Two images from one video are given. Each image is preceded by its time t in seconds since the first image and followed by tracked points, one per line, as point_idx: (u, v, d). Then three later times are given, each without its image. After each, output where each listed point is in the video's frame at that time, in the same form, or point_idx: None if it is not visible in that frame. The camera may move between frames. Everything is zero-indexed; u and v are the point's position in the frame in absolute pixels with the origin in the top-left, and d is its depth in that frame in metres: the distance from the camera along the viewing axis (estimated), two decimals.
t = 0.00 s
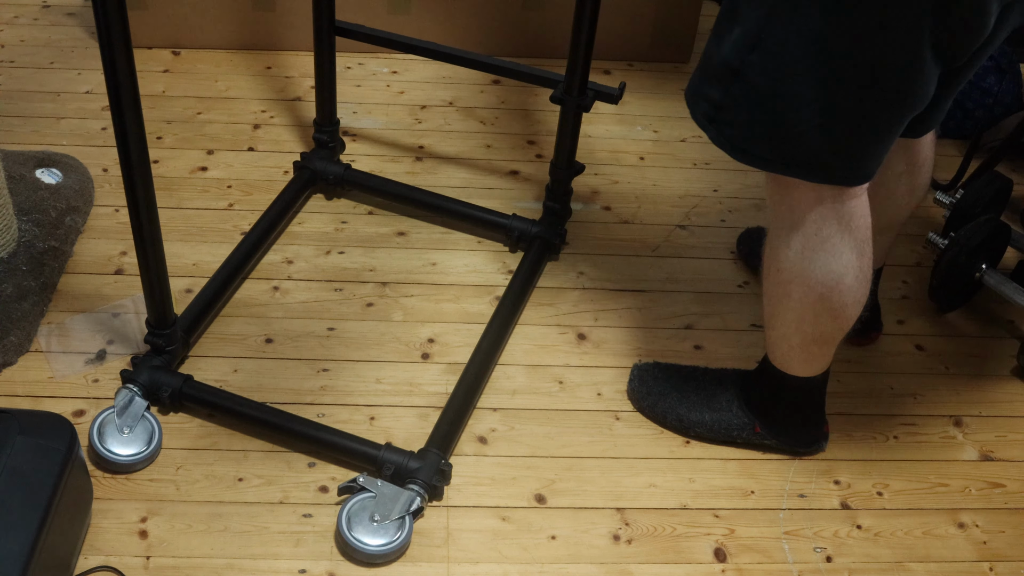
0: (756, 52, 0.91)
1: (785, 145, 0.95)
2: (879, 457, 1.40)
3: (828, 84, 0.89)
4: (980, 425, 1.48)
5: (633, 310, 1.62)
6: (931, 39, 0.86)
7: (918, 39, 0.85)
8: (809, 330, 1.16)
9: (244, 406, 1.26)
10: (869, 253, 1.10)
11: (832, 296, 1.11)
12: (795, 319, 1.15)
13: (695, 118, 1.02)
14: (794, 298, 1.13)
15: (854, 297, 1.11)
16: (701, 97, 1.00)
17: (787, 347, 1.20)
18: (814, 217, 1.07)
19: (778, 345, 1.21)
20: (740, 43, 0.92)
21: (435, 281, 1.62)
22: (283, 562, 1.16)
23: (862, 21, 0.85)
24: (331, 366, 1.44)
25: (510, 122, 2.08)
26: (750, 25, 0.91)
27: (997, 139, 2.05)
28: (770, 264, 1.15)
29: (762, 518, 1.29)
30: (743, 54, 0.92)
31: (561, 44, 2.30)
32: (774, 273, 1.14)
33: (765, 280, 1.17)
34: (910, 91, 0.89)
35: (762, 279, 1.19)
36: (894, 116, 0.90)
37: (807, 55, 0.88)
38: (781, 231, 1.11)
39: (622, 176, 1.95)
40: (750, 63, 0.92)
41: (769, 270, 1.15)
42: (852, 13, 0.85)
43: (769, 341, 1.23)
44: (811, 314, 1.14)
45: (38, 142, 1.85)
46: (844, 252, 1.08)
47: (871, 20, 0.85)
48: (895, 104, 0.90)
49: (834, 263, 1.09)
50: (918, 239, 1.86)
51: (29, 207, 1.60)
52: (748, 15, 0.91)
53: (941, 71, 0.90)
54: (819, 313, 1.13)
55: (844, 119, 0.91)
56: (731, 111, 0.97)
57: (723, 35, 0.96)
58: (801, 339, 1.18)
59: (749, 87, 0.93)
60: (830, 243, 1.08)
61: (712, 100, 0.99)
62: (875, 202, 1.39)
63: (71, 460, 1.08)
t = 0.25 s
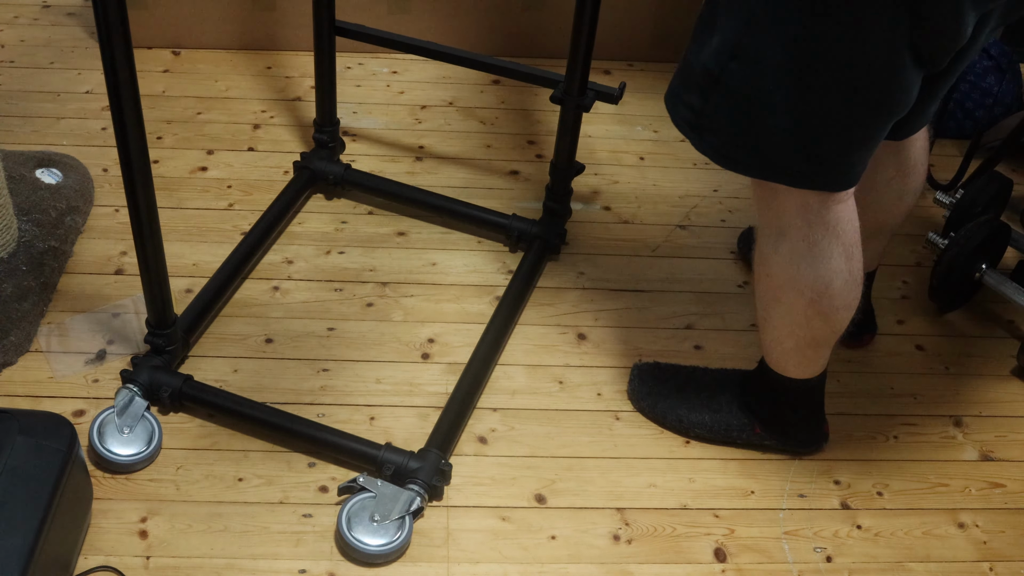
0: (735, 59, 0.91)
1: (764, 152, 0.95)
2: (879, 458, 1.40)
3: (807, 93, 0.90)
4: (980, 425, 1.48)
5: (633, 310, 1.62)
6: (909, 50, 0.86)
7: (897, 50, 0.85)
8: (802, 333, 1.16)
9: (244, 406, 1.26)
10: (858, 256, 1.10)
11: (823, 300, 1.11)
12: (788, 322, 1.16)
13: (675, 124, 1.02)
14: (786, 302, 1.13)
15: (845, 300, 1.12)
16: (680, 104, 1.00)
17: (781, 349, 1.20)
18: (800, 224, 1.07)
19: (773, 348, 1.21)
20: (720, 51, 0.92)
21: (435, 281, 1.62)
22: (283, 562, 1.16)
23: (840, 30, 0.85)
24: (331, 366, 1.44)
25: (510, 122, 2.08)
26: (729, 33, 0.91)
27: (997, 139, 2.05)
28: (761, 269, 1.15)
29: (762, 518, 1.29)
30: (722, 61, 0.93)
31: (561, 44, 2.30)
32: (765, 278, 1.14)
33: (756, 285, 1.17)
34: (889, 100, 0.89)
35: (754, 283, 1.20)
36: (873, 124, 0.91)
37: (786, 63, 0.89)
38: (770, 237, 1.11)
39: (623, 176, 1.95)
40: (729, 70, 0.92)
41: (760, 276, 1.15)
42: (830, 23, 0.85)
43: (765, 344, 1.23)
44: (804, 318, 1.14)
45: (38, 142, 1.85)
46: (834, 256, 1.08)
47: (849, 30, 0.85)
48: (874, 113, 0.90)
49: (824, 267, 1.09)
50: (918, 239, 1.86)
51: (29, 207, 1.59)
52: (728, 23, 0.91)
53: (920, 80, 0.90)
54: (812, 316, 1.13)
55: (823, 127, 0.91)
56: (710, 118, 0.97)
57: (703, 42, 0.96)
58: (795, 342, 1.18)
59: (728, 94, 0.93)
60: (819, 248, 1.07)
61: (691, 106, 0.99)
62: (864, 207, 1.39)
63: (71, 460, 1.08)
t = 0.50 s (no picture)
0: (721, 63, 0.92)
1: (754, 155, 0.96)
2: (879, 457, 1.40)
3: (794, 98, 0.90)
4: (980, 425, 1.48)
5: (633, 310, 1.62)
6: (895, 52, 0.86)
7: (882, 54, 0.85)
8: (798, 335, 1.16)
9: (243, 406, 1.26)
10: (852, 258, 1.10)
11: (818, 302, 1.11)
12: (784, 324, 1.16)
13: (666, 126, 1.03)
14: (781, 304, 1.14)
15: (839, 302, 1.12)
16: (671, 106, 1.01)
17: (778, 350, 1.20)
18: (793, 228, 1.07)
19: (771, 350, 1.22)
20: (707, 55, 0.93)
21: (435, 281, 1.62)
22: (283, 562, 1.16)
23: (825, 36, 0.85)
24: (331, 366, 1.44)
25: (510, 122, 2.08)
26: (715, 39, 0.91)
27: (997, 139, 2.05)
28: (755, 271, 1.15)
29: (762, 518, 1.29)
30: (709, 65, 0.93)
31: (561, 44, 2.30)
32: (760, 280, 1.15)
33: (752, 287, 1.18)
34: (876, 103, 0.89)
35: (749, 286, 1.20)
36: (861, 127, 0.91)
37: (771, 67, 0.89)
38: (763, 240, 1.12)
39: (622, 176, 1.95)
40: (715, 74, 0.93)
41: (754, 277, 1.16)
42: (814, 29, 0.85)
43: (762, 345, 1.23)
44: (798, 320, 1.14)
45: (38, 142, 1.85)
46: (827, 259, 1.08)
47: (833, 35, 0.85)
48: (862, 115, 0.90)
49: (818, 270, 1.09)
50: (918, 239, 1.86)
51: (29, 207, 1.59)
52: (713, 29, 0.91)
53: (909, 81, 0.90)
54: (807, 319, 1.13)
55: (811, 131, 0.91)
56: (699, 121, 0.97)
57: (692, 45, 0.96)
58: (791, 344, 1.18)
59: (716, 99, 0.94)
60: (812, 251, 1.08)
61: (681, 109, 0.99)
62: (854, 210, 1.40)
63: (71, 460, 1.08)
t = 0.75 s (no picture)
0: (718, 63, 0.92)
1: (752, 154, 0.95)
2: (879, 457, 1.40)
3: (790, 97, 0.90)
4: (980, 425, 1.48)
5: (633, 310, 1.62)
6: (891, 51, 0.86)
7: (878, 53, 0.85)
8: (797, 335, 1.16)
9: (243, 406, 1.26)
10: (851, 257, 1.11)
11: (816, 302, 1.11)
12: (782, 324, 1.16)
13: (664, 127, 1.03)
14: (780, 304, 1.14)
15: (838, 301, 1.12)
16: (669, 107, 1.01)
17: (777, 351, 1.20)
18: (792, 227, 1.07)
19: (770, 350, 1.21)
20: (704, 54, 0.93)
21: (435, 281, 1.62)
22: (283, 562, 1.16)
23: (821, 33, 0.85)
24: (331, 366, 1.44)
25: (510, 122, 2.08)
26: (712, 37, 0.91)
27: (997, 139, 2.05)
28: (754, 271, 1.15)
29: (762, 517, 1.29)
30: (705, 65, 0.93)
31: (561, 44, 2.30)
32: (758, 280, 1.15)
33: (750, 287, 1.17)
34: (873, 101, 0.89)
35: (748, 286, 1.20)
36: (859, 126, 0.91)
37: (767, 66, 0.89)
38: (762, 240, 1.12)
39: (622, 176, 1.95)
40: (712, 74, 0.93)
41: (753, 277, 1.16)
42: (810, 27, 0.85)
43: (761, 345, 1.23)
44: (797, 319, 1.14)
45: (38, 142, 1.85)
46: (826, 258, 1.08)
47: (829, 33, 0.85)
48: (858, 114, 0.90)
49: (816, 269, 1.09)
50: (918, 239, 1.86)
51: (29, 207, 1.59)
52: (710, 27, 0.91)
53: (906, 80, 0.90)
54: (806, 318, 1.13)
55: (807, 130, 0.91)
56: (696, 121, 0.97)
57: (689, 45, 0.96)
58: (790, 344, 1.18)
59: (714, 97, 0.94)
60: (811, 251, 1.08)
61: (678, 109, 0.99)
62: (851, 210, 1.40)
63: (71, 461, 1.08)
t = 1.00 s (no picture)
0: (721, 57, 0.92)
1: (754, 150, 0.95)
2: (879, 458, 1.40)
3: (793, 92, 0.90)
4: (980, 425, 1.48)
5: (634, 310, 1.62)
6: (894, 47, 0.86)
7: (881, 48, 0.85)
8: (798, 332, 1.16)
9: (244, 406, 1.26)
10: (852, 254, 1.11)
11: (818, 299, 1.11)
12: (783, 322, 1.16)
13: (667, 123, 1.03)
14: (781, 302, 1.14)
15: (840, 298, 1.12)
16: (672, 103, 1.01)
17: (778, 349, 1.20)
18: (794, 224, 1.07)
19: (771, 348, 1.21)
20: (707, 49, 0.93)
21: (435, 281, 1.62)
22: (283, 562, 1.16)
23: (824, 27, 0.85)
24: (331, 366, 1.44)
25: (510, 122, 2.08)
26: (716, 32, 0.91)
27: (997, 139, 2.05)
28: (756, 268, 1.15)
29: (762, 517, 1.29)
30: (709, 59, 0.93)
31: (561, 44, 2.30)
32: (760, 277, 1.15)
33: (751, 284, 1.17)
34: (876, 96, 0.89)
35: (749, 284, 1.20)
36: (860, 121, 0.90)
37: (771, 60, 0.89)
38: (764, 236, 1.12)
39: (622, 176, 1.95)
40: (715, 68, 0.93)
41: (754, 274, 1.16)
42: (813, 20, 0.85)
43: (762, 343, 1.23)
44: (798, 317, 1.14)
45: (38, 142, 1.85)
46: (828, 256, 1.08)
47: (832, 26, 0.85)
48: (861, 110, 0.90)
49: (818, 266, 1.09)
50: (918, 239, 1.86)
51: (29, 207, 1.59)
52: (714, 22, 0.92)
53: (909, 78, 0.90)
54: (808, 316, 1.13)
55: (810, 125, 0.91)
56: (699, 116, 0.97)
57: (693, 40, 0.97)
58: (791, 342, 1.18)
59: (717, 92, 0.94)
60: (813, 248, 1.08)
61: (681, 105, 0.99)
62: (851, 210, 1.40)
63: (71, 460, 1.08)
